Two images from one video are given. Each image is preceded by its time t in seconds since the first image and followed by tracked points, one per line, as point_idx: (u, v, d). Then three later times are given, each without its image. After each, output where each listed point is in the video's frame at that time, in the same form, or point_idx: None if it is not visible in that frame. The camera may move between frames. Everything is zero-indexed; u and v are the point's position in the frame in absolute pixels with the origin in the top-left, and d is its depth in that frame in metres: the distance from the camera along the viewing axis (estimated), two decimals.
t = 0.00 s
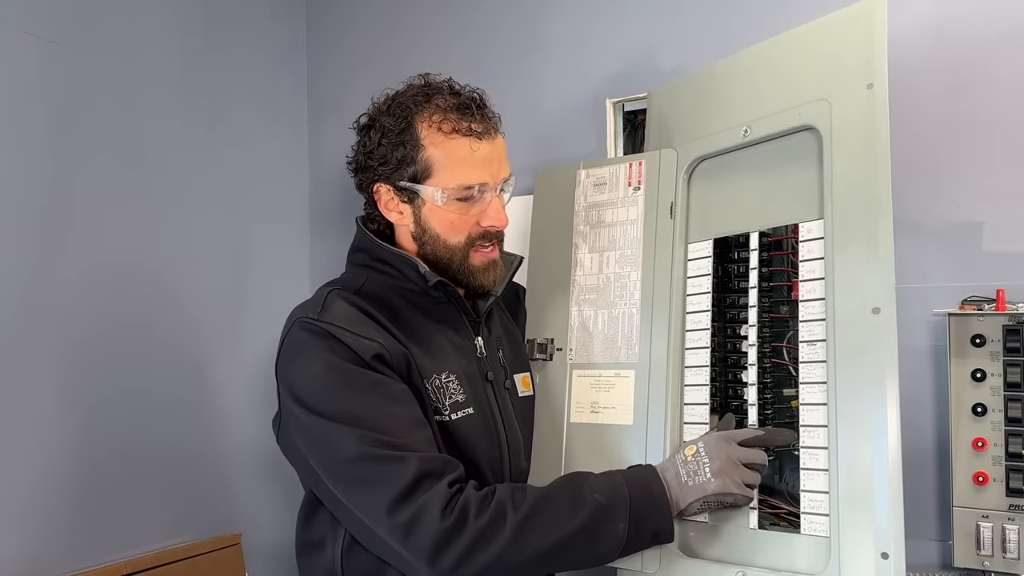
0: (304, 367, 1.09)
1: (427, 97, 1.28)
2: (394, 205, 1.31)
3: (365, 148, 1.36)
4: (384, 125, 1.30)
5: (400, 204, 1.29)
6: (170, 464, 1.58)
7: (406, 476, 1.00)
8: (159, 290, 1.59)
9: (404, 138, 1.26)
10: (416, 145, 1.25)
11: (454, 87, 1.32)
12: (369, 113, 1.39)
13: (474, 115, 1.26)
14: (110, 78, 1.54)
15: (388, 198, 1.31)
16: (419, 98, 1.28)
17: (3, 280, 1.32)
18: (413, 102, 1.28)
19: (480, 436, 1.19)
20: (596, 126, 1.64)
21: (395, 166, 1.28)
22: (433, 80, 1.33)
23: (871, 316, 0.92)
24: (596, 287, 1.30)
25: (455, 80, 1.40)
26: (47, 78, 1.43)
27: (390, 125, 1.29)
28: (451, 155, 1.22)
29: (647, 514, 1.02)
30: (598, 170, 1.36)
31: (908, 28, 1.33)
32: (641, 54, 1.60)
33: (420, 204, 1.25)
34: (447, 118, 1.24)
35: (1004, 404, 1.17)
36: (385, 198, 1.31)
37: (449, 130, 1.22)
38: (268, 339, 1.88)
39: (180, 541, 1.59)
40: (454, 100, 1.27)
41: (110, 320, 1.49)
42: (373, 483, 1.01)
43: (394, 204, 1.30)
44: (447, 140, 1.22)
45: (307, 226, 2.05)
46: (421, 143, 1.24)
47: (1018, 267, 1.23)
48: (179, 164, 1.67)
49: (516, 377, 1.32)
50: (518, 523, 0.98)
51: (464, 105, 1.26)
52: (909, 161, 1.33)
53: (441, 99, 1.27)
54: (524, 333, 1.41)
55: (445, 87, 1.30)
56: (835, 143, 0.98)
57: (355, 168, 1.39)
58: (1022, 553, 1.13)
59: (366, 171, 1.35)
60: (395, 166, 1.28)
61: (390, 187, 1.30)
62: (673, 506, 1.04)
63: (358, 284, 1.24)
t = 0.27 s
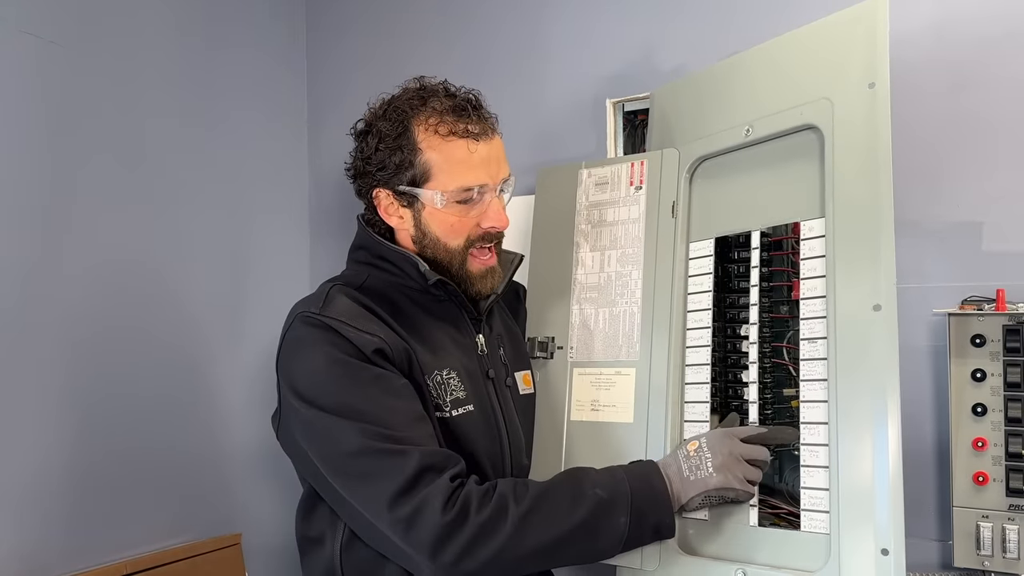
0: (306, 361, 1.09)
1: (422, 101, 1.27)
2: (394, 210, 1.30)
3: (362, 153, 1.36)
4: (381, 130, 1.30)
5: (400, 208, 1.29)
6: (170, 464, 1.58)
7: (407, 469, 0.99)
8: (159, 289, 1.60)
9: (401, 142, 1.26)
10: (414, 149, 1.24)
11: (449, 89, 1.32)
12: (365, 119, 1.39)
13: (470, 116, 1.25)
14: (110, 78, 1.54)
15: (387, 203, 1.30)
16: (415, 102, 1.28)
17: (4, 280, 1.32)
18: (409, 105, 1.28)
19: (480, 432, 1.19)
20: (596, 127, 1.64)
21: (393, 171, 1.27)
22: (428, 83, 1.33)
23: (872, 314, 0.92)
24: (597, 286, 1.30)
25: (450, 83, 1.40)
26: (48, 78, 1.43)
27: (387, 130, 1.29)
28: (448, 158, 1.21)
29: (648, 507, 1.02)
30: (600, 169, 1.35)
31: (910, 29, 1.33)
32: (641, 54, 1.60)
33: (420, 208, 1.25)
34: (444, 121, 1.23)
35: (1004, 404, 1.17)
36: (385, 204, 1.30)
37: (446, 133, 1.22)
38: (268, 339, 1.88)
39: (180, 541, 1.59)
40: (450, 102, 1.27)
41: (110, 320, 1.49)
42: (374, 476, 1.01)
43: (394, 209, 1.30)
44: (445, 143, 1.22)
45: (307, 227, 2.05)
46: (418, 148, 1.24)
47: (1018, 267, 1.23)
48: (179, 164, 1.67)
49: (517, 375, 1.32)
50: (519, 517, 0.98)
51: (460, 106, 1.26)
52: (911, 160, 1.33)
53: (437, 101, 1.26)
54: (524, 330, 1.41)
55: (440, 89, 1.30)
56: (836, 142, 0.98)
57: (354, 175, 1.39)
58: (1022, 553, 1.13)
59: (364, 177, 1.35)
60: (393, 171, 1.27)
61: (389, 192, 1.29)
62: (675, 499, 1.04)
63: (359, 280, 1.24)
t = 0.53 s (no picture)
0: (306, 362, 1.09)
1: (422, 104, 1.27)
2: (394, 213, 1.30)
3: (362, 157, 1.35)
4: (380, 133, 1.30)
5: (401, 212, 1.29)
6: (169, 464, 1.58)
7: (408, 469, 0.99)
8: (158, 290, 1.60)
9: (401, 145, 1.26)
10: (414, 153, 1.24)
11: (449, 91, 1.32)
12: (365, 122, 1.39)
13: (470, 119, 1.25)
14: (110, 79, 1.55)
15: (388, 206, 1.30)
16: (415, 105, 1.28)
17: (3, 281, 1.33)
18: (409, 109, 1.27)
19: (481, 432, 1.19)
20: (596, 127, 1.64)
21: (394, 174, 1.27)
22: (427, 85, 1.33)
23: (872, 315, 0.92)
24: (597, 286, 1.30)
25: (450, 85, 1.39)
26: (47, 79, 1.43)
27: (387, 133, 1.29)
28: (449, 161, 1.21)
29: (648, 510, 1.02)
30: (600, 169, 1.35)
31: (911, 27, 1.33)
32: (642, 54, 1.60)
33: (421, 212, 1.25)
34: (444, 124, 1.23)
35: (1004, 404, 1.16)
36: (385, 207, 1.30)
37: (446, 136, 1.22)
38: (268, 339, 1.88)
39: (180, 541, 1.59)
40: (450, 104, 1.26)
41: (109, 321, 1.49)
42: (375, 476, 1.01)
43: (394, 212, 1.30)
44: (445, 146, 1.22)
45: (307, 226, 2.05)
46: (419, 151, 1.24)
47: (1018, 267, 1.23)
48: (179, 164, 1.67)
49: (517, 375, 1.32)
50: (520, 518, 0.98)
51: (460, 109, 1.26)
52: (912, 160, 1.33)
53: (437, 104, 1.26)
54: (524, 331, 1.41)
55: (440, 92, 1.30)
56: (836, 144, 0.98)
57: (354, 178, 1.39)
58: (1022, 553, 1.13)
59: (364, 180, 1.35)
60: (394, 174, 1.27)
61: (390, 196, 1.29)
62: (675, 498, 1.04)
63: (359, 280, 1.24)
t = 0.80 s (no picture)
0: (306, 362, 1.09)
1: (420, 105, 1.27)
2: (393, 215, 1.30)
3: (361, 158, 1.35)
4: (378, 134, 1.30)
5: (399, 214, 1.29)
6: (169, 464, 1.58)
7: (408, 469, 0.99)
8: (158, 290, 1.60)
9: (399, 147, 1.26)
10: (412, 154, 1.24)
11: (447, 92, 1.32)
12: (364, 123, 1.39)
13: (468, 121, 1.25)
14: (110, 79, 1.55)
15: (387, 208, 1.30)
16: (413, 106, 1.28)
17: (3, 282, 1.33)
18: (407, 110, 1.27)
19: (481, 432, 1.19)
20: (596, 127, 1.64)
21: (393, 176, 1.27)
22: (426, 87, 1.33)
23: (872, 315, 0.92)
24: (597, 286, 1.30)
25: (448, 87, 1.39)
26: (47, 80, 1.43)
27: (385, 135, 1.29)
28: (448, 163, 1.21)
29: (645, 511, 1.01)
30: (600, 169, 1.35)
31: (911, 27, 1.33)
32: (642, 54, 1.60)
33: (419, 213, 1.25)
34: (442, 126, 1.23)
35: (1004, 404, 1.16)
36: (384, 208, 1.30)
37: (444, 138, 1.22)
38: (268, 340, 1.88)
39: (180, 541, 1.59)
40: (448, 106, 1.26)
41: (109, 321, 1.49)
42: (375, 476, 1.01)
43: (393, 213, 1.29)
44: (444, 148, 1.22)
45: (307, 226, 2.05)
46: (418, 153, 1.24)
47: (1018, 268, 1.23)
48: (179, 164, 1.67)
49: (517, 375, 1.32)
50: (519, 518, 0.98)
51: (458, 110, 1.26)
52: (912, 160, 1.32)
53: (435, 106, 1.26)
54: (524, 331, 1.41)
55: (438, 93, 1.30)
56: (836, 144, 0.98)
57: (354, 180, 1.38)
58: (1021, 553, 1.13)
59: (363, 181, 1.35)
60: (393, 176, 1.27)
61: (388, 197, 1.29)
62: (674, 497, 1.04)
63: (359, 280, 1.24)
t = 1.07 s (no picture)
0: (306, 359, 1.09)
1: (417, 103, 1.27)
2: (393, 214, 1.30)
3: (359, 157, 1.35)
4: (376, 133, 1.30)
5: (398, 212, 1.29)
6: (168, 464, 1.58)
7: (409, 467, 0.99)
8: (158, 290, 1.60)
9: (397, 145, 1.26)
10: (410, 152, 1.24)
11: (444, 90, 1.32)
12: (362, 122, 1.39)
13: (464, 118, 1.25)
14: (110, 79, 1.55)
15: (385, 207, 1.30)
16: (411, 104, 1.27)
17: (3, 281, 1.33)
18: (404, 109, 1.27)
19: (482, 430, 1.19)
20: (596, 127, 1.65)
21: (391, 175, 1.27)
22: (423, 85, 1.33)
23: (873, 312, 0.92)
24: (597, 284, 1.30)
25: (444, 85, 1.39)
26: (47, 80, 1.43)
27: (382, 134, 1.29)
28: (445, 160, 1.21)
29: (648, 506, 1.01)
30: (600, 167, 1.35)
31: (911, 26, 1.33)
32: (642, 54, 1.60)
33: (417, 211, 1.25)
34: (439, 123, 1.23)
35: (1004, 404, 1.16)
36: (383, 206, 1.30)
37: (441, 135, 1.22)
38: (267, 340, 1.88)
39: (180, 541, 1.59)
40: (444, 103, 1.26)
41: (109, 321, 1.49)
42: (376, 475, 1.01)
43: (392, 212, 1.29)
44: (440, 146, 1.21)
45: (307, 226, 2.05)
46: (415, 151, 1.24)
47: (1018, 267, 1.23)
48: (179, 164, 1.67)
49: (517, 373, 1.31)
50: (520, 516, 0.98)
51: (455, 108, 1.25)
52: (912, 159, 1.33)
53: (431, 103, 1.26)
54: (524, 329, 1.41)
55: (434, 91, 1.30)
56: (837, 141, 0.98)
57: (352, 179, 1.38)
58: (1022, 553, 1.13)
59: (361, 180, 1.35)
60: (391, 174, 1.27)
61: (387, 196, 1.29)
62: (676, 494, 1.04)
63: (360, 278, 1.24)
